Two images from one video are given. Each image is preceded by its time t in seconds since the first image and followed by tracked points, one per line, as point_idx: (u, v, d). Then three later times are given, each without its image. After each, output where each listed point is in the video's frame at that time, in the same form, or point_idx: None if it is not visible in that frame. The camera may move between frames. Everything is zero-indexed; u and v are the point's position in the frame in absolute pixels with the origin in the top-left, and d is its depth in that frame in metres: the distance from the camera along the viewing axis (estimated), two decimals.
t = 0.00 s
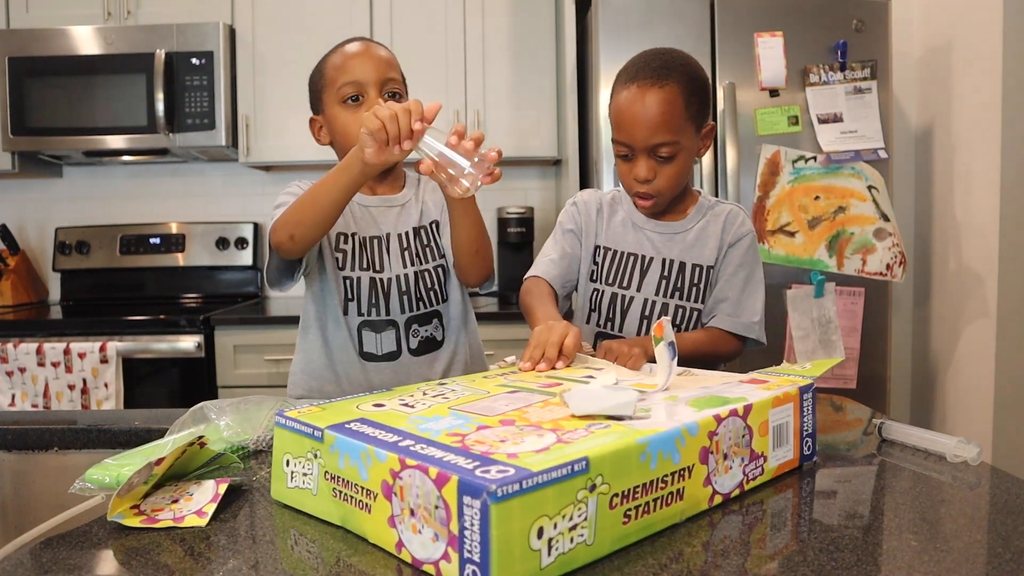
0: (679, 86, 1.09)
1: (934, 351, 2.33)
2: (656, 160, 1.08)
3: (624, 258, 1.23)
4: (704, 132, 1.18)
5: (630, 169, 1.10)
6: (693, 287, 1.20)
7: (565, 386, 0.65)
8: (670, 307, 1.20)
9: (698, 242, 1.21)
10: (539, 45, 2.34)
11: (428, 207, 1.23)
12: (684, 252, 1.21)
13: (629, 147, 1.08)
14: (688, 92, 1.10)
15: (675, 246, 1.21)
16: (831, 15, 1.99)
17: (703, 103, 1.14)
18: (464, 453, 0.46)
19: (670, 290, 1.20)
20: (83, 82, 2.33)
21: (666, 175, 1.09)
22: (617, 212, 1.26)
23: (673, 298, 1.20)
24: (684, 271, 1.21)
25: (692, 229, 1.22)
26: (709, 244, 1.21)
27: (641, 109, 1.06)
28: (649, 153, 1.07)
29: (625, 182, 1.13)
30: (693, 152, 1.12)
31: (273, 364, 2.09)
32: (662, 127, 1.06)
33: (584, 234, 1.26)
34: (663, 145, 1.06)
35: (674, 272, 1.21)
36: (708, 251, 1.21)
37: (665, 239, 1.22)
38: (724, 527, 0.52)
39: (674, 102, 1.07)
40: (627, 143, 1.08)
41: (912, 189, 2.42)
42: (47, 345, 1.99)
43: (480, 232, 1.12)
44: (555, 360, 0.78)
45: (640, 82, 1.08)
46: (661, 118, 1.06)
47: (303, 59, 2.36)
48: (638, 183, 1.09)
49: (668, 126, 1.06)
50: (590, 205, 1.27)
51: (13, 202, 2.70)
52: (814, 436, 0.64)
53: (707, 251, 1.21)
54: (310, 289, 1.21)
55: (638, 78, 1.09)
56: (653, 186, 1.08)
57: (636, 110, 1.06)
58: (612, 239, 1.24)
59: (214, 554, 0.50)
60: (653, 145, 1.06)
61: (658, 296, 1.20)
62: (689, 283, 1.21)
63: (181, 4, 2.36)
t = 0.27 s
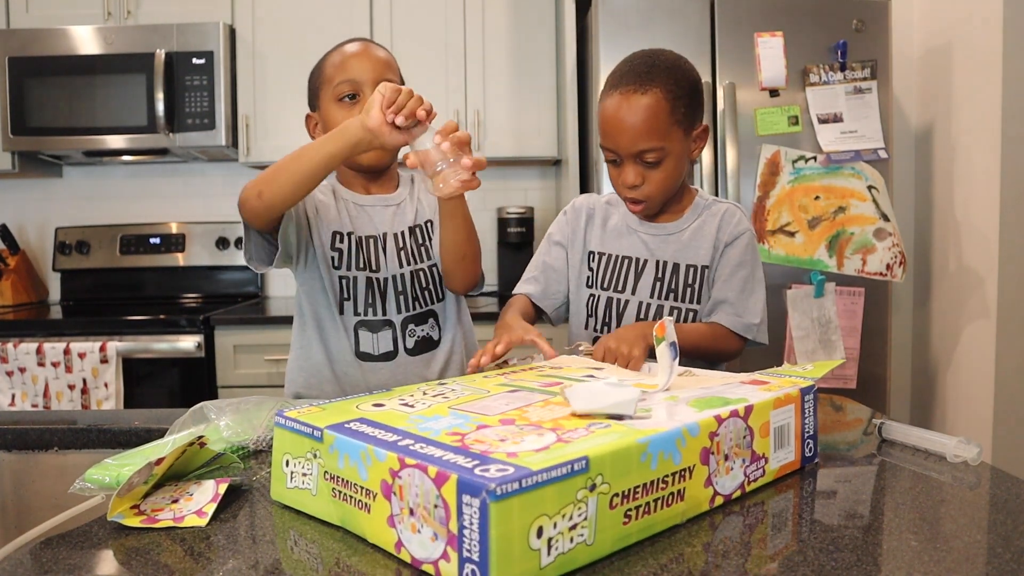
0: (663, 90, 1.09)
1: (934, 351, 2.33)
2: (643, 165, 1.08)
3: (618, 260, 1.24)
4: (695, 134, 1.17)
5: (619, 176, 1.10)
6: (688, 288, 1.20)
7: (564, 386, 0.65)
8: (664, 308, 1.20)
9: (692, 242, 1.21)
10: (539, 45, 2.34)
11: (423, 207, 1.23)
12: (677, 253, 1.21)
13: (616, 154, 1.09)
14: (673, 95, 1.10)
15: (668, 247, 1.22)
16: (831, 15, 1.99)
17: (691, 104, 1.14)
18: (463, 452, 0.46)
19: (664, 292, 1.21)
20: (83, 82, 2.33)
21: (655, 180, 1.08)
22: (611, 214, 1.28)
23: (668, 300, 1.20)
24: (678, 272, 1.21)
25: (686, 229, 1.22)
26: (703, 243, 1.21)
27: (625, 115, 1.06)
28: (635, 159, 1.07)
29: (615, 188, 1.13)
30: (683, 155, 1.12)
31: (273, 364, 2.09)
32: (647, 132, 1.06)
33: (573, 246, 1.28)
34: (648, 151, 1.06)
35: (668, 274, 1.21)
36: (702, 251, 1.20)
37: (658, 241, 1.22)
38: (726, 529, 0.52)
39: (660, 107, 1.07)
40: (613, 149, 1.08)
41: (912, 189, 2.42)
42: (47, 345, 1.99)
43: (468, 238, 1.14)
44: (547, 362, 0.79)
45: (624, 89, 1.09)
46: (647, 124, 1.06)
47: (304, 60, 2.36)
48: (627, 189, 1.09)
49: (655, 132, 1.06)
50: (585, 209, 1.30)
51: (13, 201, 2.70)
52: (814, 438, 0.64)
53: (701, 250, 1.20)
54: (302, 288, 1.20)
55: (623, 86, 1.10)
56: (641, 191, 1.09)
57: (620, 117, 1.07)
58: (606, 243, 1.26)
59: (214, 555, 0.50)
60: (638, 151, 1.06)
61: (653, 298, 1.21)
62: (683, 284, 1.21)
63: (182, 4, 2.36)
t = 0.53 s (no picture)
0: (640, 86, 1.09)
1: (934, 352, 2.33)
2: (626, 165, 1.08)
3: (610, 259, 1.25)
4: (681, 128, 1.16)
5: (603, 177, 1.10)
6: (678, 285, 1.20)
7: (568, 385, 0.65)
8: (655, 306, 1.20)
9: (681, 238, 1.21)
10: (539, 45, 2.34)
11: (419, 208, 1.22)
12: (667, 250, 1.21)
13: (598, 155, 1.09)
14: (653, 91, 1.09)
15: (658, 245, 1.22)
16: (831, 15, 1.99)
17: (673, 99, 1.13)
18: (459, 451, 0.46)
19: (655, 290, 1.21)
20: (83, 82, 2.33)
21: (638, 178, 1.08)
22: (605, 213, 1.29)
23: (659, 297, 1.20)
24: (668, 269, 1.21)
25: (675, 226, 1.21)
26: (692, 239, 1.20)
27: (604, 115, 1.06)
28: (616, 159, 1.07)
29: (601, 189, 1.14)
30: (666, 151, 1.11)
31: (273, 364, 2.09)
32: (626, 131, 1.06)
33: (574, 240, 1.29)
34: (628, 149, 1.06)
35: (658, 271, 1.21)
36: (691, 247, 1.20)
37: (648, 239, 1.22)
38: (728, 530, 0.52)
39: (638, 104, 1.07)
40: (594, 150, 1.08)
41: (912, 189, 2.42)
42: (47, 345, 1.99)
43: (480, 234, 1.12)
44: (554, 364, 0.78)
45: (602, 88, 1.09)
46: (627, 123, 1.06)
47: (304, 60, 2.36)
48: (611, 189, 1.09)
49: (635, 130, 1.06)
50: (582, 210, 1.31)
51: (13, 202, 2.70)
52: (821, 440, 0.64)
53: (690, 247, 1.20)
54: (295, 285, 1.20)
55: (602, 86, 1.09)
56: (625, 191, 1.09)
57: (598, 117, 1.07)
58: (599, 242, 1.27)
59: (214, 555, 0.50)
60: (618, 150, 1.06)
61: (645, 297, 1.21)
62: (674, 281, 1.21)
63: (182, 4, 2.36)
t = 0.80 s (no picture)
0: (612, 83, 1.09)
1: (934, 352, 2.33)
2: (604, 161, 1.08)
3: (595, 263, 1.25)
4: (658, 123, 1.17)
5: (583, 176, 1.10)
6: (662, 277, 1.20)
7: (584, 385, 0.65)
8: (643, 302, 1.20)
9: (661, 231, 1.21)
10: (539, 44, 2.34)
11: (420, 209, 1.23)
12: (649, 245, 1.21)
13: (576, 154, 1.09)
14: (625, 87, 1.10)
15: (639, 242, 1.22)
16: (831, 15, 1.99)
17: (646, 94, 1.14)
18: (447, 445, 0.46)
19: (640, 285, 1.21)
20: (83, 82, 2.33)
21: (617, 175, 1.09)
22: (588, 218, 1.29)
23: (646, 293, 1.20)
24: (650, 264, 1.21)
25: (654, 221, 1.21)
26: (672, 230, 1.20)
27: (578, 114, 1.07)
28: (594, 156, 1.08)
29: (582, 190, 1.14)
30: (643, 146, 1.12)
31: (273, 364, 2.09)
32: (602, 128, 1.06)
33: (561, 251, 1.29)
34: (605, 145, 1.06)
35: (642, 267, 1.21)
36: (673, 238, 1.20)
37: (630, 238, 1.22)
38: (733, 538, 0.51)
39: (612, 100, 1.08)
40: (572, 149, 1.08)
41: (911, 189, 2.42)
42: (47, 345, 1.99)
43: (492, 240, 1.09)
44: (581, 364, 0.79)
45: (574, 89, 1.09)
46: (600, 118, 1.06)
47: (304, 60, 2.37)
48: (591, 187, 1.09)
49: (609, 125, 1.06)
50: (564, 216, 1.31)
51: (13, 201, 2.70)
52: (851, 449, 0.62)
53: (671, 238, 1.20)
54: (296, 287, 1.20)
55: (573, 86, 1.10)
56: (605, 187, 1.09)
57: (573, 116, 1.07)
58: (583, 248, 1.27)
59: (212, 554, 0.50)
60: (595, 147, 1.07)
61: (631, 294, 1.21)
62: (657, 274, 1.20)
63: (182, 4, 2.36)
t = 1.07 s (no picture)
0: (580, 84, 1.10)
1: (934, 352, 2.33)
2: (580, 162, 1.09)
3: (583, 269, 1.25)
4: (627, 121, 1.18)
5: (562, 179, 1.11)
6: (646, 278, 1.21)
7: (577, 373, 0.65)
8: (632, 304, 1.20)
9: (644, 232, 1.22)
10: (539, 44, 2.34)
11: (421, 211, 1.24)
12: (633, 247, 1.22)
13: (553, 158, 1.10)
14: (593, 88, 1.11)
15: (624, 244, 1.22)
16: (831, 15, 1.99)
17: (613, 94, 1.15)
18: (445, 443, 0.46)
19: (627, 289, 1.22)
20: (83, 82, 2.33)
21: (596, 175, 1.09)
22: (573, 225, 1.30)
23: (633, 295, 1.21)
24: (636, 266, 1.22)
25: (637, 223, 1.22)
26: (656, 230, 1.21)
27: (551, 118, 1.07)
28: (570, 158, 1.08)
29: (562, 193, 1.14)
30: (617, 145, 1.13)
31: (273, 364, 2.09)
32: (576, 129, 1.07)
33: (551, 260, 1.29)
34: (581, 146, 1.07)
35: (627, 270, 1.22)
36: (657, 238, 1.21)
37: (614, 242, 1.23)
38: (724, 532, 0.51)
39: (581, 102, 1.09)
40: (548, 154, 1.09)
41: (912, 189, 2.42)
42: (47, 345, 1.99)
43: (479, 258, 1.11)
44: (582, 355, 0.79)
45: (545, 93, 1.10)
46: (573, 120, 1.07)
47: (304, 60, 2.37)
48: (572, 189, 1.10)
49: (582, 126, 1.07)
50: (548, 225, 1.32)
51: (13, 202, 2.70)
52: (839, 440, 0.62)
53: (654, 238, 1.21)
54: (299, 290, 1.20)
55: (543, 90, 1.11)
56: (585, 188, 1.09)
57: (546, 120, 1.08)
58: (569, 256, 1.28)
59: (211, 554, 0.50)
60: (570, 148, 1.07)
61: (619, 299, 1.22)
62: (642, 276, 1.21)
63: (182, 4, 2.36)
